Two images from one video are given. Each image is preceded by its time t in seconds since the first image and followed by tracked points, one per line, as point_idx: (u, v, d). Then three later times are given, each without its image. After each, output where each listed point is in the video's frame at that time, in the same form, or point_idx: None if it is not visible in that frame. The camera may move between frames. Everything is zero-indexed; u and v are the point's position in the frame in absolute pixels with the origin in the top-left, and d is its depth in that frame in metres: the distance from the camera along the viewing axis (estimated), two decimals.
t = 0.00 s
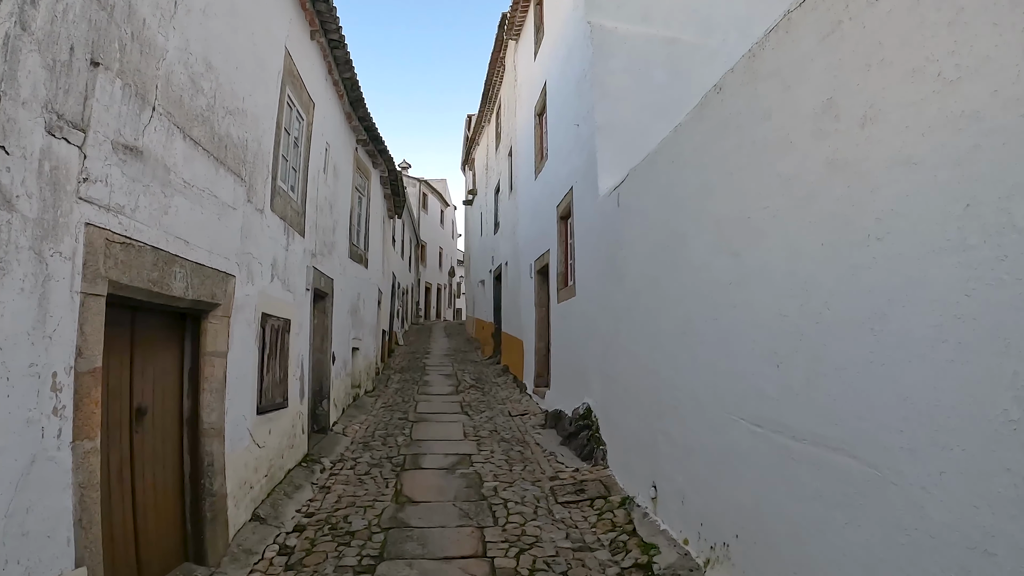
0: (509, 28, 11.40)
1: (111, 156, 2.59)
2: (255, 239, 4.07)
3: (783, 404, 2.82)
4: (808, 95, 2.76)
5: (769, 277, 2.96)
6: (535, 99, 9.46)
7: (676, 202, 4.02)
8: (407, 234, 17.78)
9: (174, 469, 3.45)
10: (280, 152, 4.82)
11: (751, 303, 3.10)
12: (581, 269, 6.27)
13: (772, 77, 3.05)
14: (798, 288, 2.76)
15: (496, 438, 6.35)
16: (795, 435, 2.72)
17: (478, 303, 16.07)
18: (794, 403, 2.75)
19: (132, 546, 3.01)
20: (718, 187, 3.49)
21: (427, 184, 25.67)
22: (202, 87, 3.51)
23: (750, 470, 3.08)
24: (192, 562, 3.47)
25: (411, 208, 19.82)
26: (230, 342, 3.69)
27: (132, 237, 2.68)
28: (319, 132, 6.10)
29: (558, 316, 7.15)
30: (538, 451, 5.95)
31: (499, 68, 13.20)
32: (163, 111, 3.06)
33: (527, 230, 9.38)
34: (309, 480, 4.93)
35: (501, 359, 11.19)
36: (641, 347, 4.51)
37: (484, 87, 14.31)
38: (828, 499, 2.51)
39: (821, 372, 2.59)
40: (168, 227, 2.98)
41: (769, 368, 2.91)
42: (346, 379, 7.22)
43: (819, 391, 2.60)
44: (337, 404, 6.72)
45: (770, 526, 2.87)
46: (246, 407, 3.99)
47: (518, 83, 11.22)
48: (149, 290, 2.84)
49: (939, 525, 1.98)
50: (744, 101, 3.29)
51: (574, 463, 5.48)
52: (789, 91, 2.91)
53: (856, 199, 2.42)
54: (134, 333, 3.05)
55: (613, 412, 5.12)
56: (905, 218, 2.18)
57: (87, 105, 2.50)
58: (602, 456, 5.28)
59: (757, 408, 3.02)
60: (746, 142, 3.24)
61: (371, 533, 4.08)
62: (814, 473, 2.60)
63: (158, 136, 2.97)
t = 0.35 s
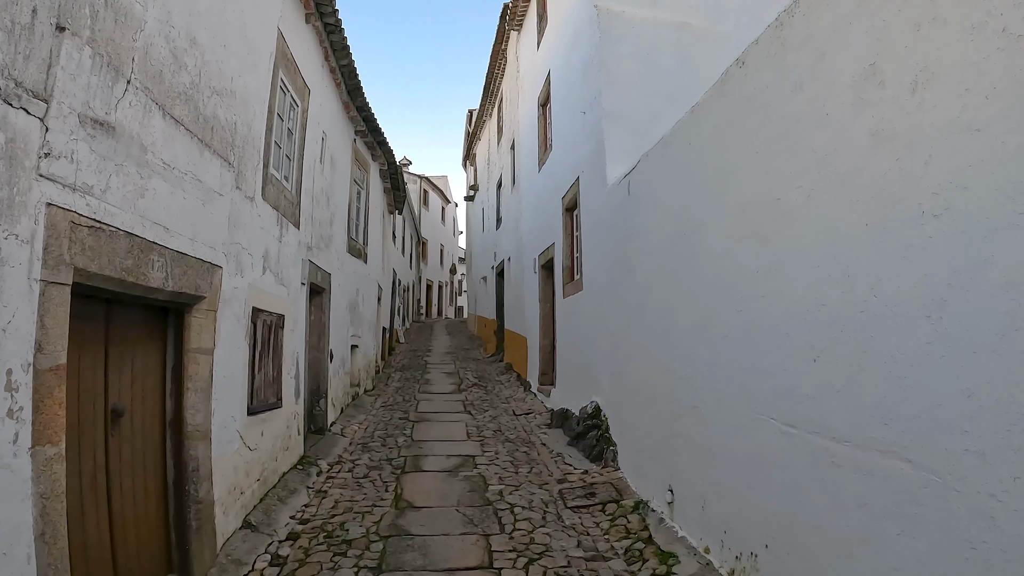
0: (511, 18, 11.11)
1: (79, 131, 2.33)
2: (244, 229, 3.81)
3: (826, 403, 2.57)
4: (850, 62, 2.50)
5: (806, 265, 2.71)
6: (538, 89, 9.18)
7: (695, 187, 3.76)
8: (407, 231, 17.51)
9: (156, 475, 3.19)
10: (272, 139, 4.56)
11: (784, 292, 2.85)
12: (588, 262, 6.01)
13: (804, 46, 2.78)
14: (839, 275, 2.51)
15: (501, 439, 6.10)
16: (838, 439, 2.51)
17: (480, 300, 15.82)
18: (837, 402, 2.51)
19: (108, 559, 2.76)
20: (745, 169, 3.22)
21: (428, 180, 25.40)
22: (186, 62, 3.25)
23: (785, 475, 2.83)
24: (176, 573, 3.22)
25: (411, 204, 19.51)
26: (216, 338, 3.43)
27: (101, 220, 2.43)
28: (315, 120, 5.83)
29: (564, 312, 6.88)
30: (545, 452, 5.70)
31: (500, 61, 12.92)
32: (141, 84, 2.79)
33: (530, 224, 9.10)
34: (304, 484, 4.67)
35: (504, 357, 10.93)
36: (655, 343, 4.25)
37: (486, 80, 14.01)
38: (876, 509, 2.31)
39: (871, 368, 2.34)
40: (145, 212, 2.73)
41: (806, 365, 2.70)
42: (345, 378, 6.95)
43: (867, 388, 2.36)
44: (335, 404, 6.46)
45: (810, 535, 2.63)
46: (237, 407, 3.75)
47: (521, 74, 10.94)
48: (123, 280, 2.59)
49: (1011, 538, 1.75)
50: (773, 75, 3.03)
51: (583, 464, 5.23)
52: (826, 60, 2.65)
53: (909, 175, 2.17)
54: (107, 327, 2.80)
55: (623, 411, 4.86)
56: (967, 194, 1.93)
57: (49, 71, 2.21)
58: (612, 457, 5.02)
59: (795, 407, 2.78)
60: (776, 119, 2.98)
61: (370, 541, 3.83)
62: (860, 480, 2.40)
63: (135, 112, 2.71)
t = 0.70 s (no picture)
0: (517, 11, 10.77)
1: (39, 115, 2.02)
2: (236, 227, 3.51)
3: (890, 419, 2.26)
4: (919, 32, 2.18)
5: (866, 262, 2.39)
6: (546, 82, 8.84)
7: (727, 178, 3.44)
8: (411, 230, 17.20)
9: (138, 497, 2.90)
10: (267, 131, 4.25)
11: (837, 294, 2.53)
12: (603, 262, 5.69)
13: (859, 17, 2.47)
14: (906, 275, 2.20)
15: (511, 447, 5.79)
16: (905, 460, 2.19)
17: (486, 300, 15.51)
18: (905, 419, 2.20)
19: None
20: (788, 158, 2.91)
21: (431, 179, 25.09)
22: (170, 44, 2.95)
23: (838, 497, 2.53)
24: None
25: (415, 203, 19.19)
26: (205, 346, 3.13)
27: (65, 216, 2.14)
28: (314, 113, 5.52)
29: (576, 314, 6.56)
30: (558, 462, 5.38)
31: (506, 57, 12.59)
32: (116, 65, 2.49)
33: (539, 223, 8.78)
34: (303, 500, 4.37)
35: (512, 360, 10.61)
36: (681, 348, 3.93)
37: (491, 75, 13.67)
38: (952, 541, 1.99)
39: (947, 381, 2.03)
40: (118, 207, 2.43)
41: (864, 375, 2.38)
42: (347, 383, 6.65)
43: (943, 404, 2.05)
44: (337, 411, 6.15)
45: (869, 567, 2.33)
46: (228, 420, 3.45)
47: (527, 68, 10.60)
48: (93, 283, 2.30)
49: None
50: (821, 52, 2.70)
51: (599, 475, 4.92)
52: (889, 31, 2.32)
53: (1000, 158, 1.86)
54: (79, 337, 2.51)
55: (643, 420, 4.54)
56: None
57: (2, 44, 1.89)
58: (631, 468, 4.70)
59: (850, 422, 2.46)
60: (824, 100, 2.67)
61: (373, 565, 3.53)
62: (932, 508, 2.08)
63: (107, 95, 2.41)
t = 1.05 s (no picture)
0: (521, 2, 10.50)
1: None
2: (224, 217, 3.28)
3: (946, 423, 2.02)
4: None
5: (916, 249, 2.14)
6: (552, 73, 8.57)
7: (752, 163, 3.19)
8: (413, 228, 16.97)
9: (115, 507, 2.68)
10: (259, 117, 4.02)
11: (882, 284, 2.29)
12: (612, 255, 5.44)
13: None
14: (965, 262, 1.96)
15: (517, 448, 5.56)
16: (961, 470, 1.95)
17: (489, 298, 15.26)
18: (964, 423, 1.95)
19: None
20: (822, 137, 2.66)
21: (434, 176, 24.83)
22: (152, 15, 2.71)
23: (882, 510, 2.29)
24: None
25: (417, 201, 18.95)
26: (189, 344, 2.90)
27: (23, 197, 1.91)
28: (311, 101, 5.27)
29: (583, 312, 6.31)
30: (565, 465, 5.14)
31: (509, 50, 12.32)
32: (88, 33, 2.26)
33: (544, 218, 8.51)
34: (299, 506, 4.14)
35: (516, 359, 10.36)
36: (699, 345, 3.69)
37: (494, 70, 13.41)
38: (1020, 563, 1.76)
39: (1013, 381, 1.79)
40: (86, 190, 2.20)
41: (914, 375, 2.14)
42: (347, 383, 6.41)
43: (1009, 407, 1.81)
44: (336, 411, 5.92)
45: None
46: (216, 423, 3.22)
47: (531, 60, 10.34)
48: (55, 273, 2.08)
49: None
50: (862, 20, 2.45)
51: (609, 479, 4.68)
52: None
53: None
54: (45, 333, 2.29)
55: (657, 423, 4.30)
56: None
57: None
58: (643, 472, 4.45)
59: (896, 427, 2.22)
60: (864, 72, 2.42)
61: None
62: (994, 525, 1.84)
63: (75, 66, 2.17)
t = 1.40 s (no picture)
0: None
1: None
2: (200, 208, 2.98)
3: None
4: None
5: (992, 241, 1.84)
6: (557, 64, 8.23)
7: (787, 148, 2.88)
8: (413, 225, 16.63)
9: (73, 532, 2.39)
10: (244, 101, 3.71)
11: (948, 281, 1.98)
12: (622, 252, 5.12)
13: None
14: None
15: (522, 456, 5.24)
16: None
17: (491, 297, 14.93)
18: None
19: None
20: (870, 115, 2.35)
21: (435, 174, 24.49)
22: None
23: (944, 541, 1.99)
24: None
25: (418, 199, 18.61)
26: (159, 348, 2.61)
27: None
28: (303, 88, 4.95)
29: (591, 312, 5.99)
30: (573, 474, 4.83)
31: (513, 43, 11.97)
32: None
33: (549, 215, 8.18)
34: (287, 522, 3.83)
35: (519, 360, 10.04)
36: (723, 348, 3.38)
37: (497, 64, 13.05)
38: None
39: None
40: (29, 173, 1.91)
41: (989, 388, 1.84)
42: (344, 385, 6.10)
43: None
44: (332, 416, 5.61)
45: None
46: (192, 435, 2.92)
47: (535, 52, 9.99)
48: None
49: None
50: None
51: (621, 491, 4.37)
52: None
53: None
54: None
55: (672, 431, 4.00)
56: None
57: None
58: (658, 484, 4.14)
59: (964, 447, 1.92)
60: (922, 40, 2.12)
61: None
62: None
63: (16, 30, 1.87)
